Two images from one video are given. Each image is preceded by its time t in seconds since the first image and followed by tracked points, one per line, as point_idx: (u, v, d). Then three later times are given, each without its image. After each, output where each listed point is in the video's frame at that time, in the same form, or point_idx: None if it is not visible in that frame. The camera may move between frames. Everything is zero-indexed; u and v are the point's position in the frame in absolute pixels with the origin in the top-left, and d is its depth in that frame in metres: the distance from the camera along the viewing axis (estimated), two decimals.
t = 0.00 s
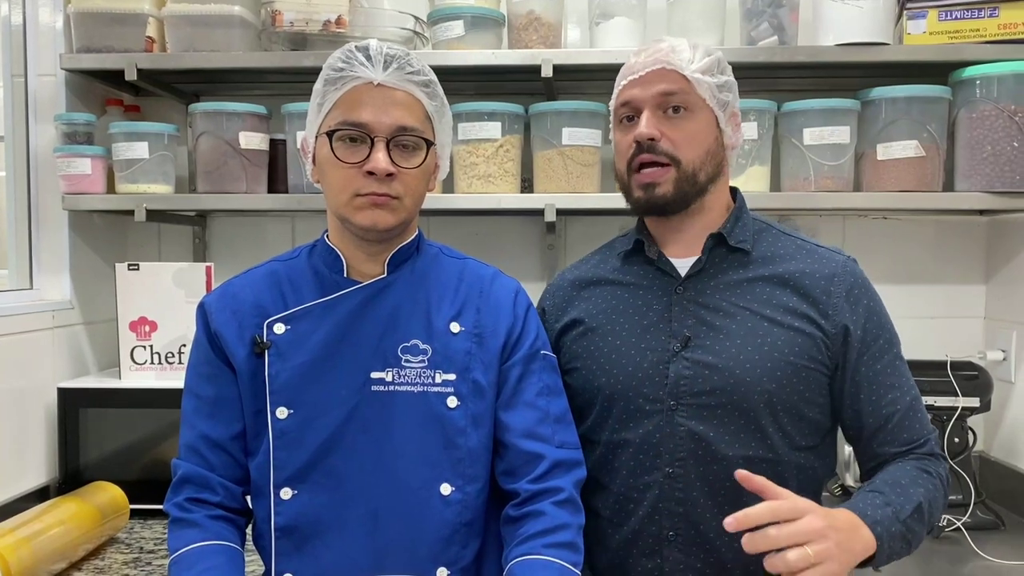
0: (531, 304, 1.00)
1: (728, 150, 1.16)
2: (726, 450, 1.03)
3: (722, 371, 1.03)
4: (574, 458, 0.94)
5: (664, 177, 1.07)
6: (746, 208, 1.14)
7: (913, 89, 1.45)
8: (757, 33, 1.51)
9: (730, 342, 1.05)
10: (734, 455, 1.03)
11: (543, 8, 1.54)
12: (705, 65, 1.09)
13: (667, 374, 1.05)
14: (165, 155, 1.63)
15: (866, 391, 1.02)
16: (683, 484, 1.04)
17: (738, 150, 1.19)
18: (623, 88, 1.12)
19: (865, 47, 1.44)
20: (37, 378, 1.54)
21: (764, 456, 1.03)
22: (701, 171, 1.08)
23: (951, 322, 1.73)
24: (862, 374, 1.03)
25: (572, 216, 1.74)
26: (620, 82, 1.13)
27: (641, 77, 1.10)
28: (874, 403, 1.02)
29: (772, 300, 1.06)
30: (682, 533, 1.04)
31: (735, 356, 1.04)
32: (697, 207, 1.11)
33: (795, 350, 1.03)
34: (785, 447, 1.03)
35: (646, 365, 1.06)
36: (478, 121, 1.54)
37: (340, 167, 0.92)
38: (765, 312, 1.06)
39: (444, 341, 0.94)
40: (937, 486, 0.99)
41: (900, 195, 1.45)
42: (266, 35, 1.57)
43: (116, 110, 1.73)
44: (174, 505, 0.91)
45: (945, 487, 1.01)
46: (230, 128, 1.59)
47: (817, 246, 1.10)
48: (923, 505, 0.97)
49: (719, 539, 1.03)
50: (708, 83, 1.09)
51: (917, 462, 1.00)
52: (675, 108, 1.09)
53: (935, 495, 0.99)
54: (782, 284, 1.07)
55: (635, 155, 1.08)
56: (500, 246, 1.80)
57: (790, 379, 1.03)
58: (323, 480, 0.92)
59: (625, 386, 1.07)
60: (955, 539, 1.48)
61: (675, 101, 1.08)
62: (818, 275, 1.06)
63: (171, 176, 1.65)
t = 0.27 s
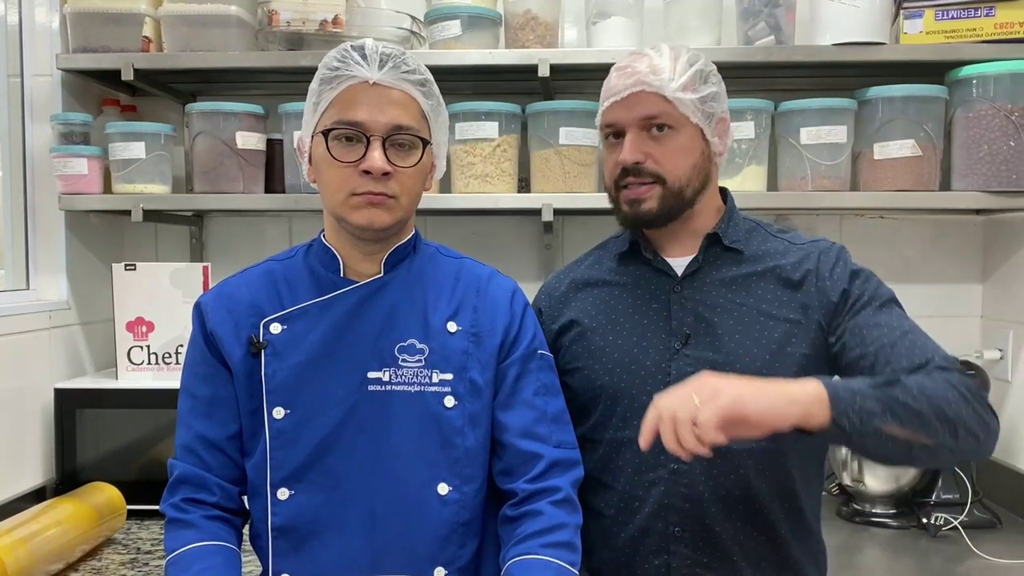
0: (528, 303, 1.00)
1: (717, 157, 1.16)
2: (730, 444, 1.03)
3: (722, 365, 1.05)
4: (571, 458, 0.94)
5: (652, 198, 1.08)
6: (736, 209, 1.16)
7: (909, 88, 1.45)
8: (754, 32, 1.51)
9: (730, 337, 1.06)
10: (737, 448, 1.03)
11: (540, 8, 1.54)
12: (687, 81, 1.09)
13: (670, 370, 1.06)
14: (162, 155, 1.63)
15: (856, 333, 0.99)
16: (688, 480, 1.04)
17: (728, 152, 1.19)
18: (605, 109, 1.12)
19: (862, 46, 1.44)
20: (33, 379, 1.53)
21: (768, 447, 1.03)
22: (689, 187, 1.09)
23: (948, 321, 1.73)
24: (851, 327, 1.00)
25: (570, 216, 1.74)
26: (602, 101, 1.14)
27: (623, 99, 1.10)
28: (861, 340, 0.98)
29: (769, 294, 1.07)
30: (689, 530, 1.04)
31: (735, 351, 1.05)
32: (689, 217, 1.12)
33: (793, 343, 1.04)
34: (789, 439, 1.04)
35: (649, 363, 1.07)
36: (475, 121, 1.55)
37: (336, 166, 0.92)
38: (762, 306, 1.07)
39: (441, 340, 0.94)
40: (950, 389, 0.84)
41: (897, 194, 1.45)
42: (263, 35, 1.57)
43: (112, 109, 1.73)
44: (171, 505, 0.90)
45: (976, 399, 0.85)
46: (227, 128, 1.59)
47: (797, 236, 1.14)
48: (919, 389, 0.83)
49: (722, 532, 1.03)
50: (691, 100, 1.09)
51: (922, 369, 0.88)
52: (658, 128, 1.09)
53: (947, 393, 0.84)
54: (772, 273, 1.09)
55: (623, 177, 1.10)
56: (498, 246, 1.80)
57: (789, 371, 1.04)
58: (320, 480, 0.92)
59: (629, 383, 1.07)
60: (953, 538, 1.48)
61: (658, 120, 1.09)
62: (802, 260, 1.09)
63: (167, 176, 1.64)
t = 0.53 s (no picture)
0: (528, 305, 1.00)
1: (697, 164, 1.15)
2: (714, 445, 1.03)
3: (702, 365, 1.05)
4: (571, 459, 0.94)
5: (632, 213, 1.08)
6: (723, 208, 1.15)
7: (907, 89, 1.45)
8: (753, 33, 1.51)
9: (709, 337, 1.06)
10: (719, 448, 1.03)
11: (539, 9, 1.54)
12: (659, 94, 1.09)
13: (653, 373, 1.06)
14: (161, 157, 1.63)
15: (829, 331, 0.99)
16: (675, 481, 1.03)
17: (708, 158, 1.18)
18: (581, 127, 1.12)
19: (861, 46, 1.44)
20: (32, 381, 1.53)
21: (751, 445, 1.03)
22: (667, 199, 1.09)
23: (946, 321, 1.73)
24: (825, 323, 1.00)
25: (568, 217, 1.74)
26: (578, 119, 1.14)
27: (597, 116, 1.10)
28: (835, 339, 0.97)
29: (749, 292, 1.07)
30: (677, 530, 1.03)
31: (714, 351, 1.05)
32: (671, 226, 1.11)
33: (773, 342, 1.04)
34: (775, 438, 1.03)
35: (632, 366, 1.08)
36: (474, 122, 1.54)
37: (335, 167, 0.92)
38: (743, 304, 1.06)
39: (441, 342, 0.94)
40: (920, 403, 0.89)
41: (896, 194, 1.45)
42: (262, 36, 1.57)
43: (111, 111, 1.72)
44: (171, 507, 0.90)
45: (931, 410, 0.90)
46: (226, 129, 1.59)
47: (780, 231, 1.13)
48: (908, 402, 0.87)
49: (711, 534, 1.02)
50: (664, 113, 1.08)
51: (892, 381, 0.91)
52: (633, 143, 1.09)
53: (922, 409, 0.89)
54: (754, 271, 1.08)
55: (602, 193, 1.09)
56: (497, 247, 1.80)
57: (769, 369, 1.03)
58: (321, 482, 0.92)
59: (613, 387, 1.08)
60: (953, 538, 1.48)
61: (632, 136, 1.09)
62: (783, 257, 1.08)
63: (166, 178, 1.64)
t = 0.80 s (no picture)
0: (528, 306, 1.00)
1: (693, 164, 1.15)
2: (707, 447, 1.03)
3: (696, 367, 1.05)
4: (571, 460, 0.94)
5: (628, 211, 1.08)
6: (720, 208, 1.14)
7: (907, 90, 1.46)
8: (752, 33, 1.51)
9: (703, 338, 1.06)
10: (713, 450, 1.03)
11: (538, 10, 1.54)
12: (656, 92, 1.09)
13: (647, 374, 1.07)
14: (160, 158, 1.63)
15: (821, 331, 0.98)
16: (668, 482, 1.03)
17: (704, 158, 1.18)
18: (579, 125, 1.12)
19: (860, 47, 1.44)
20: (31, 382, 1.53)
21: (746, 448, 1.02)
22: (664, 198, 1.09)
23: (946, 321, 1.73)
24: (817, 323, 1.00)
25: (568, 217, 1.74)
26: (575, 117, 1.14)
27: (594, 114, 1.10)
28: (826, 341, 0.97)
29: (744, 294, 1.07)
30: (669, 531, 1.03)
31: (709, 352, 1.05)
32: (668, 225, 1.11)
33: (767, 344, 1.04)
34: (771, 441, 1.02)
35: (627, 367, 1.08)
36: (474, 122, 1.54)
37: (334, 169, 0.92)
38: (738, 306, 1.06)
39: (441, 344, 0.94)
40: (911, 407, 0.87)
41: (895, 195, 1.45)
42: (261, 37, 1.57)
43: (110, 112, 1.72)
44: (171, 508, 0.90)
45: (926, 413, 0.89)
46: (225, 130, 1.58)
47: (777, 233, 1.13)
48: (895, 407, 0.84)
49: (705, 536, 1.02)
50: (662, 112, 1.08)
51: (885, 384, 0.90)
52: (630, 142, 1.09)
53: (912, 413, 0.86)
54: (750, 273, 1.08)
55: (599, 191, 1.09)
56: (496, 248, 1.80)
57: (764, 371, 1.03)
58: (321, 484, 0.92)
59: (609, 388, 1.08)
60: (952, 539, 1.48)
61: (629, 134, 1.09)
62: (780, 259, 1.08)
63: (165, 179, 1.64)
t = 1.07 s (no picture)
0: (528, 307, 1.00)
1: (696, 165, 1.15)
2: (707, 449, 1.03)
3: (697, 367, 1.05)
4: (571, 461, 0.94)
5: (628, 210, 1.08)
6: (722, 209, 1.14)
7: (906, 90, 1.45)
8: (752, 34, 1.51)
9: (703, 339, 1.06)
10: (713, 451, 1.02)
11: (538, 11, 1.54)
12: (659, 92, 1.09)
13: (647, 376, 1.07)
14: (160, 159, 1.63)
15: (824, 337, 0.98)
16: (667, 483, 1.04)
17: (708, 159, 1.18)
18: (581, 123, 1.12)
19: (860, 48, 1.44)
20: (31, 382, 1.53)
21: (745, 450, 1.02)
22: (664, 198, 1.08)
23: (945, 322, 1.73)
24: (821, 329, 0.99)
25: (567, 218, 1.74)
26: (579, 115, 1.14)
27: (596, 113, 1.10)
28: (830, 349, 0.96)
29: (746, 297, 1.07)
30: (668, 532, 1.03)
31: (710, 354, 1.05)
32: (669, 225, 1.11)
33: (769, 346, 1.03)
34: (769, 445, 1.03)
35: (627, 368, 1.08)
36: (474, 123, 1.54)
37: (335, 176, 0.92)
38: (740, 308, 1.06)
39: (441, 344, 0.94)
40: (913, 417, 0.85)
41: (895, 196, 1.45)
42: (261, 37, 1.57)
43: (110, 113, 1.72)
44: (172, 508, 0.90)
45: (929, 424, 0.88)
46: (225, 131, 1.58)
47: (779, 236, 1.13)
48: (897, 421, 0.83)
49: (704, 538, 1.02)
50: (663, 112, 1.08)
51: (888, 393, 0.88)
52: (632, 141, 1.09)
53: (915, 425, 0.85)
54: (752, 275, 1.08)
55: (599, 189, 1.10)
56: (496, 248, 1.80)
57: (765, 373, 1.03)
58: (321, 484, 0.92)
59: (609, 389, 1.08)
60: (952, 539, 1.48)
61: (630, 133, 1.09)
62: (782, 262, 1.08)
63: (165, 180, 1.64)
